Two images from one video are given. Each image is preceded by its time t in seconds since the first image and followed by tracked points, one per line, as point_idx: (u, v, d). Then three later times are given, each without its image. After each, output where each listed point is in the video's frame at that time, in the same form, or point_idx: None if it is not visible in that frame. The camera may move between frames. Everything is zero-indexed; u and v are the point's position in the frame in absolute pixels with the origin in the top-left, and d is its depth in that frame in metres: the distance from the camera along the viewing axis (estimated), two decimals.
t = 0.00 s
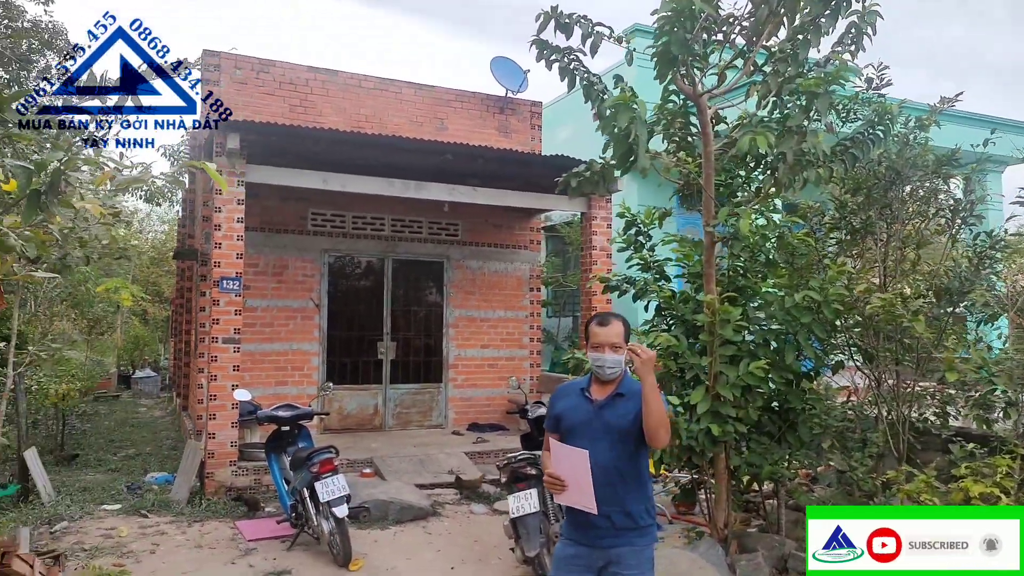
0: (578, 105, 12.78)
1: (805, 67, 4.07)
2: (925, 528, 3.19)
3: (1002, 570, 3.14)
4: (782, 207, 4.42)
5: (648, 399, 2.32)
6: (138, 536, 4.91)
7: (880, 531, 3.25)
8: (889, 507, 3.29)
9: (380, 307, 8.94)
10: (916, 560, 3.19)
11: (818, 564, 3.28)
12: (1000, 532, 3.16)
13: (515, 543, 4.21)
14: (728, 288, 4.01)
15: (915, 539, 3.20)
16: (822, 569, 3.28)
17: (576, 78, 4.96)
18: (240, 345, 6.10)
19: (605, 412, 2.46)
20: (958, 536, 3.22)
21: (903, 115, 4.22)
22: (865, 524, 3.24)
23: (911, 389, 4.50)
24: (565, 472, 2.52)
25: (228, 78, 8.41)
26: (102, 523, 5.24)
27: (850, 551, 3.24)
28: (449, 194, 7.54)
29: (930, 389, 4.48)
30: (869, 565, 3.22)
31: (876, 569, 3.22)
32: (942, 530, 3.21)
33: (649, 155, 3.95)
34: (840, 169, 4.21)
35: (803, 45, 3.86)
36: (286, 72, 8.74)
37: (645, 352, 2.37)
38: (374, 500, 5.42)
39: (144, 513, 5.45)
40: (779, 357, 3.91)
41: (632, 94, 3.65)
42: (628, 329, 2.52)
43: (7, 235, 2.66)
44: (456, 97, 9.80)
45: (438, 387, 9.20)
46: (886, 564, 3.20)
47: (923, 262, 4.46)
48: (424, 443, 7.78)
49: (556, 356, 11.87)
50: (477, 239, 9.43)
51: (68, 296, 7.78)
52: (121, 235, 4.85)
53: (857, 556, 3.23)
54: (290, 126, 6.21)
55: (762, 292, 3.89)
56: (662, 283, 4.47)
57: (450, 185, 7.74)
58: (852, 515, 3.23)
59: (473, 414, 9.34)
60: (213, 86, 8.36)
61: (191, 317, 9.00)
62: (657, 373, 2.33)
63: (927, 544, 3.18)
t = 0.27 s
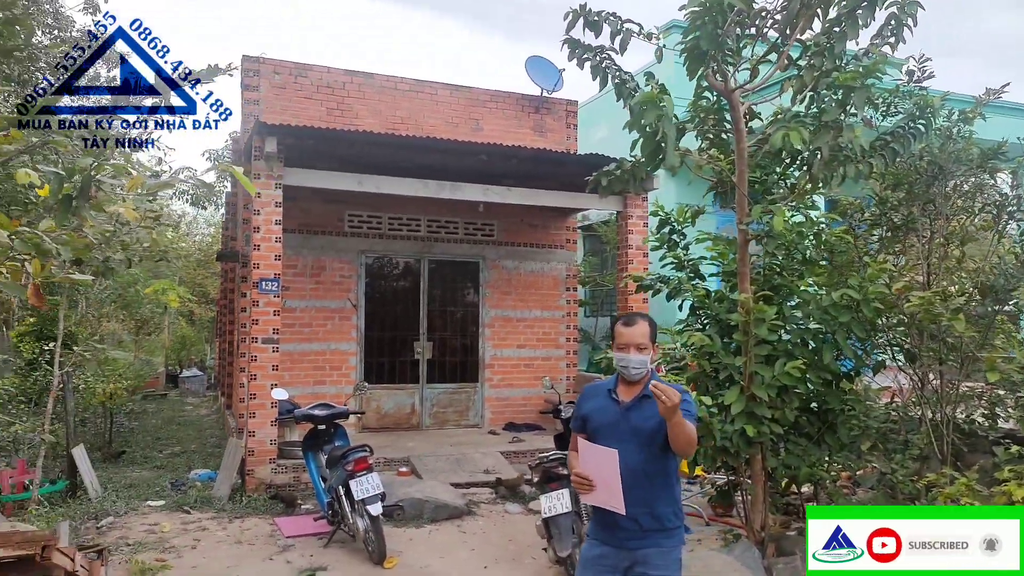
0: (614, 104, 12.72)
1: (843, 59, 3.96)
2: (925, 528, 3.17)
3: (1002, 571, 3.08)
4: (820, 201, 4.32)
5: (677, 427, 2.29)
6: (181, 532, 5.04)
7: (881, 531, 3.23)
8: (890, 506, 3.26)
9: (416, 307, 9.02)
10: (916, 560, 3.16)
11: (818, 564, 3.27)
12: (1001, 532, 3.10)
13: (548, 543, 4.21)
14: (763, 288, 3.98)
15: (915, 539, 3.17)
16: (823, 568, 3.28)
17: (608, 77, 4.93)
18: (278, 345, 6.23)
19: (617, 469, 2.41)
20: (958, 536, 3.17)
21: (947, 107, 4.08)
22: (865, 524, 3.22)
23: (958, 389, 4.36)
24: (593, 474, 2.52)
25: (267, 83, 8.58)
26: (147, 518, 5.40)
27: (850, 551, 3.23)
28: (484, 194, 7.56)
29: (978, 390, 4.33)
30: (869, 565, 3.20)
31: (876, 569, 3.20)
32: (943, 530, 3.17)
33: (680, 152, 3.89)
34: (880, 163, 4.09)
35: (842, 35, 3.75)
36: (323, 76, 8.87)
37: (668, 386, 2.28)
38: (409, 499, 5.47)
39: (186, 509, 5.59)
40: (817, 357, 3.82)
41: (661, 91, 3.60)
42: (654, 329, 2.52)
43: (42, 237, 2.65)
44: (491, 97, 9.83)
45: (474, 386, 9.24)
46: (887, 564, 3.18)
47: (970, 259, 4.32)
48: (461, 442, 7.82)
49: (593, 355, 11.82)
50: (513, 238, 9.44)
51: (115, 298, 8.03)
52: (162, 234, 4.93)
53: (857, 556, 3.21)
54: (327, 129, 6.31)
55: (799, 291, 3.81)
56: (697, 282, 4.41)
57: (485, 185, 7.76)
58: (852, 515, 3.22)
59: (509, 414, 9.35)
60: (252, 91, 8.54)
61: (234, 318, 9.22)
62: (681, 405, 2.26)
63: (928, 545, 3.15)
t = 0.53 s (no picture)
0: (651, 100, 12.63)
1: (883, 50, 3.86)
2: (926, 528, 3.14)
3: (1002, 571, 3.10)
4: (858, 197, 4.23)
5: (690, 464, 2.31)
6: (220, 524, 5.17)
7: (881, 531, 3.17)
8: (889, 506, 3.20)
9: (452, 305, 9.07)
10: (915, 561, 3.13)
11: (818, 565, 3.18)
12: (1000, 532, 3.11)
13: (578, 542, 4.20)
14: (799, 283, 3.85)
15: (915, 539, 3.15)
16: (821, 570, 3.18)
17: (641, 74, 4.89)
18: (315, 342, 6.34)
19: (637, 506, 2.42)
20: (958, 537, 3.16)
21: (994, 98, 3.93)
22: (866, 524, 3.14)
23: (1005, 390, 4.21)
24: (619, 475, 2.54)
25: (306, 84, 8.73)
26: (188, 510, 5.55)
27: (850, 551, 3.15)
28: (518, 192, 7.57)
29: None
30: (869, 565, 3.14)
31: (876, 569, 3.15)
32: (943, 530, 3.14)
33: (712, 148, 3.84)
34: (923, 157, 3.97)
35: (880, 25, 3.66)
36: (361, 76, 8.99)
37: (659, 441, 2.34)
38: (442, 495, 5.51)
39: (226, 502, 5.73)
40: (854, 356, 3.74)
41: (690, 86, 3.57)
42: (680, 328, 2.61)
43: (81, 236, 2.70)
44: (526, 95, 9.83)
45: (509, 384, 9.26)
46: (887, 564, 3.13)
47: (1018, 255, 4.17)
48: (495, 440, 7.85)
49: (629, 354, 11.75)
50: (548, 236, 9.43)
51: (160, 296, 8.26)
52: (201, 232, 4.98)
53: (858, 556, 3.15)
54: (364, 129, 6.39)
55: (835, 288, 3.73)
56: (731, 279, 4.34)
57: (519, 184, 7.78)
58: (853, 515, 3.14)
59: (544, 412, 9.35)
60: (291, 92, 8.70)
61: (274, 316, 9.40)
62: (678, 454, 2.30)
63: (927, 544, 3.13)
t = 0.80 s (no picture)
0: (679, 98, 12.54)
1: (911, 42, 3.76)
2: (925, 527, 3.18)
3: (1002, 571, 3.15)
4: (889, 193, 4.16)
5: (708, 493, 2.38)
6: (250, 521, 5.27)
7: (881, 531, 3.19)
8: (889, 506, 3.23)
9: (479, 305, 9.10)
10: (912, 560, 3.16)
11: (818, 565, 3.18)
12: (1000, 531, 3.15)
13: (602, 542, 4.22)
14: (826, 282, 3.82)
15: (915, 539, 3.18)
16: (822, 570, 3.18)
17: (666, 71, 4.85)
18: (344, 342, 6.42)
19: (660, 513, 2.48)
20: (957, 536, 3.21)
21: None
22: (866, 524, 3.17)
23: None
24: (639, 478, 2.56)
25: (334, 87, 8.83)
26: (219, 508, 5.67)
27: (850, 551, 3.16)
28: (544, 192, 7.57)
29: None
30: (869, 564, 3.17)
31: (875, 569, 3.16)
32: (942, 530, 3.19)
33: (735, 146, 3.78)
34: (956, 151, 3.87)
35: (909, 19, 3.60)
36: (388, 78, 9.07)
37: (676, 481, 2.39)
38: (468, 494, 5.54)
39: (257, 500, 5.84)
40: (883, 355, 3.67)
41: (711, 84, 3.54)
42: (698, 325, 2.60)
43: (108, 238, 2.74)
44: (552, 95, 9.82)
45: (537, 384, 9.26)
46: (887, 564, 3.15)
47: None
48: (522, 440, 7.86)
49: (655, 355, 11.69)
50: (575, 236, 9.41)
51: (194, 297, 8.44)
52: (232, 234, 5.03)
53: (858, 556, 3.15)
54: (391, 131, 6.45)
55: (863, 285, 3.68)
56: (758, 278, 4.29)
57: (545, 184, 7.78)
58: (853, 514, 3.15)
59: (572, 412, 9.33)
60: (320, 95, 8.82)
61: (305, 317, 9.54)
62: (693, 491, 2.36)
63: (925, 544, 3.16)
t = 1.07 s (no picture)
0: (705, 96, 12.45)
1: (939, 39, 3.70)
2: (925, 527, 2.99)
3: (1003, 572, 2.96)
4: (917, 191, 4.09)
5: (731, 497, 2.39)
6: (276, 518, 5.34)
7: (880, 530, 3.01)
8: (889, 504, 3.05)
9: (503, 305, 9.12)
10: (913, 560, 2.99)
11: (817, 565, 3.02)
12: (1001, 532, 2.97)
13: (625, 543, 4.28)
14: (851, 282, 3.80)
15: (914, 539, 3.00)
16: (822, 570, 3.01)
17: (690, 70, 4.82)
18: (368, 342, 6.48)
19: (684, 516, 2.48)
20: (958, 536, 3.02)
21: None
22: (865, 523, 2.99)
23: None
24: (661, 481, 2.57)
25: (359, 89, 8.92)
26: (246, 505, 5.76)
27: (850, 550, 2.98)
28: (567, 192, 7.56)
29: None
30: (869, 565, 2.98)
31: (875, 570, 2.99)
32: (943, 530, 3.01)
33: (757, 146, 3.74)
34: (986, 149, 3.80)
35: (936, 15, 3.53)
36: (413, 79, 9.13)
37: (699, 489, 2.40)
38: (491, 494, 5.56)
39: (284, 497, 5.93)
40: (909, 356, 3.62)
41: (733, 85, 3.50)
42: (721, 324, 2.59)
43: (135, 239, 2.79)
44: (576, 94, 9.81)
45: (560, 384, 9.25)
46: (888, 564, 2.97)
47: None
48: (545, 440, 7.86)
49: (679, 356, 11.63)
50: (599, 236, 9.39)
51: (222, 297, 8.57)
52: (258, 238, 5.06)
53: (858, 556, 2.97)
54: (415, 132, 6.49)
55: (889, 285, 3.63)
56: (782, 278, 4.25)
57: (569, 184, 7.77)
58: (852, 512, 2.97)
59: (596, 412, 9.31)
60: (345, 97, 8.90)
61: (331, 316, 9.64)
62: (717, 498, 2.38)
63: (927, 544, 2.99)
